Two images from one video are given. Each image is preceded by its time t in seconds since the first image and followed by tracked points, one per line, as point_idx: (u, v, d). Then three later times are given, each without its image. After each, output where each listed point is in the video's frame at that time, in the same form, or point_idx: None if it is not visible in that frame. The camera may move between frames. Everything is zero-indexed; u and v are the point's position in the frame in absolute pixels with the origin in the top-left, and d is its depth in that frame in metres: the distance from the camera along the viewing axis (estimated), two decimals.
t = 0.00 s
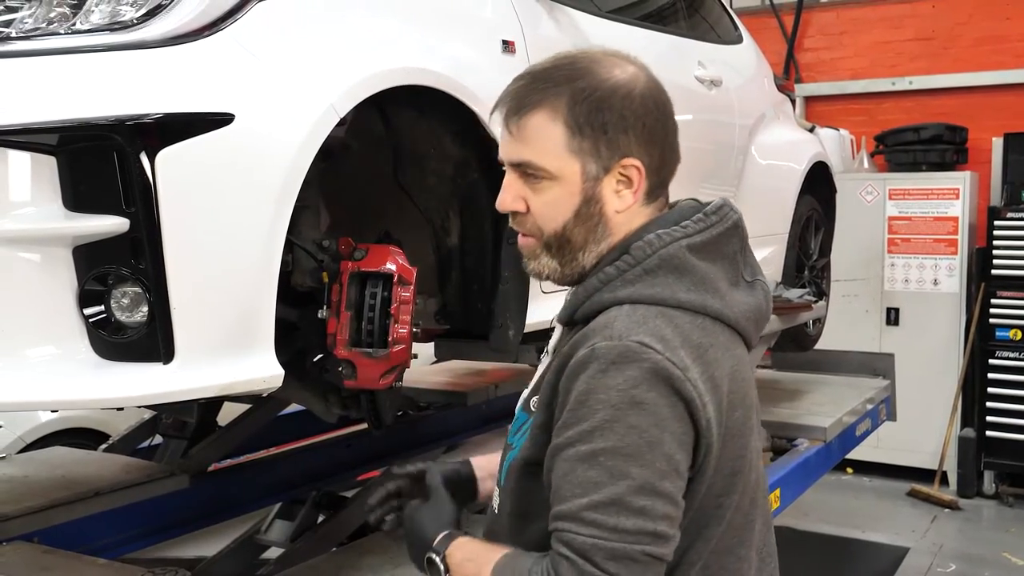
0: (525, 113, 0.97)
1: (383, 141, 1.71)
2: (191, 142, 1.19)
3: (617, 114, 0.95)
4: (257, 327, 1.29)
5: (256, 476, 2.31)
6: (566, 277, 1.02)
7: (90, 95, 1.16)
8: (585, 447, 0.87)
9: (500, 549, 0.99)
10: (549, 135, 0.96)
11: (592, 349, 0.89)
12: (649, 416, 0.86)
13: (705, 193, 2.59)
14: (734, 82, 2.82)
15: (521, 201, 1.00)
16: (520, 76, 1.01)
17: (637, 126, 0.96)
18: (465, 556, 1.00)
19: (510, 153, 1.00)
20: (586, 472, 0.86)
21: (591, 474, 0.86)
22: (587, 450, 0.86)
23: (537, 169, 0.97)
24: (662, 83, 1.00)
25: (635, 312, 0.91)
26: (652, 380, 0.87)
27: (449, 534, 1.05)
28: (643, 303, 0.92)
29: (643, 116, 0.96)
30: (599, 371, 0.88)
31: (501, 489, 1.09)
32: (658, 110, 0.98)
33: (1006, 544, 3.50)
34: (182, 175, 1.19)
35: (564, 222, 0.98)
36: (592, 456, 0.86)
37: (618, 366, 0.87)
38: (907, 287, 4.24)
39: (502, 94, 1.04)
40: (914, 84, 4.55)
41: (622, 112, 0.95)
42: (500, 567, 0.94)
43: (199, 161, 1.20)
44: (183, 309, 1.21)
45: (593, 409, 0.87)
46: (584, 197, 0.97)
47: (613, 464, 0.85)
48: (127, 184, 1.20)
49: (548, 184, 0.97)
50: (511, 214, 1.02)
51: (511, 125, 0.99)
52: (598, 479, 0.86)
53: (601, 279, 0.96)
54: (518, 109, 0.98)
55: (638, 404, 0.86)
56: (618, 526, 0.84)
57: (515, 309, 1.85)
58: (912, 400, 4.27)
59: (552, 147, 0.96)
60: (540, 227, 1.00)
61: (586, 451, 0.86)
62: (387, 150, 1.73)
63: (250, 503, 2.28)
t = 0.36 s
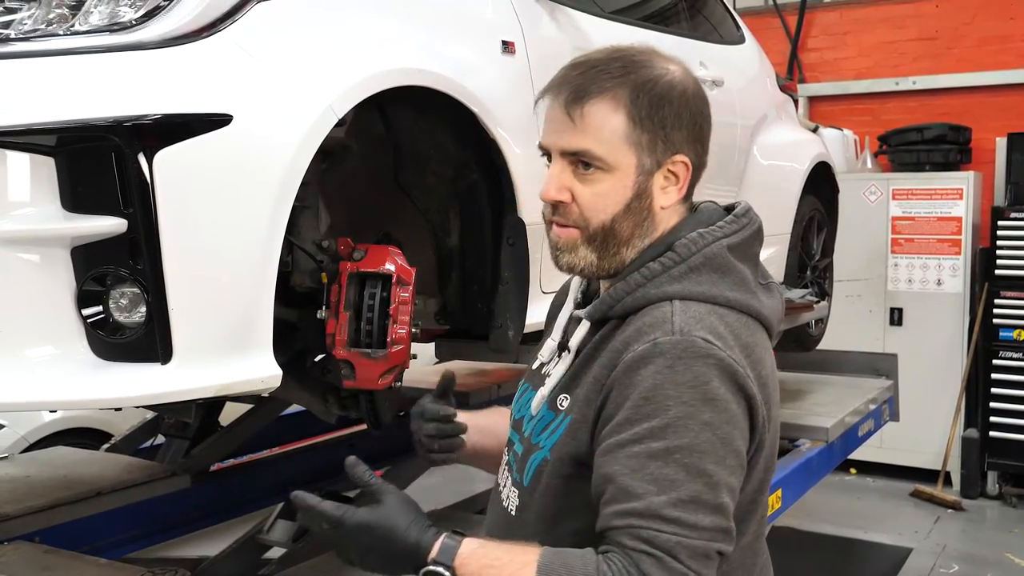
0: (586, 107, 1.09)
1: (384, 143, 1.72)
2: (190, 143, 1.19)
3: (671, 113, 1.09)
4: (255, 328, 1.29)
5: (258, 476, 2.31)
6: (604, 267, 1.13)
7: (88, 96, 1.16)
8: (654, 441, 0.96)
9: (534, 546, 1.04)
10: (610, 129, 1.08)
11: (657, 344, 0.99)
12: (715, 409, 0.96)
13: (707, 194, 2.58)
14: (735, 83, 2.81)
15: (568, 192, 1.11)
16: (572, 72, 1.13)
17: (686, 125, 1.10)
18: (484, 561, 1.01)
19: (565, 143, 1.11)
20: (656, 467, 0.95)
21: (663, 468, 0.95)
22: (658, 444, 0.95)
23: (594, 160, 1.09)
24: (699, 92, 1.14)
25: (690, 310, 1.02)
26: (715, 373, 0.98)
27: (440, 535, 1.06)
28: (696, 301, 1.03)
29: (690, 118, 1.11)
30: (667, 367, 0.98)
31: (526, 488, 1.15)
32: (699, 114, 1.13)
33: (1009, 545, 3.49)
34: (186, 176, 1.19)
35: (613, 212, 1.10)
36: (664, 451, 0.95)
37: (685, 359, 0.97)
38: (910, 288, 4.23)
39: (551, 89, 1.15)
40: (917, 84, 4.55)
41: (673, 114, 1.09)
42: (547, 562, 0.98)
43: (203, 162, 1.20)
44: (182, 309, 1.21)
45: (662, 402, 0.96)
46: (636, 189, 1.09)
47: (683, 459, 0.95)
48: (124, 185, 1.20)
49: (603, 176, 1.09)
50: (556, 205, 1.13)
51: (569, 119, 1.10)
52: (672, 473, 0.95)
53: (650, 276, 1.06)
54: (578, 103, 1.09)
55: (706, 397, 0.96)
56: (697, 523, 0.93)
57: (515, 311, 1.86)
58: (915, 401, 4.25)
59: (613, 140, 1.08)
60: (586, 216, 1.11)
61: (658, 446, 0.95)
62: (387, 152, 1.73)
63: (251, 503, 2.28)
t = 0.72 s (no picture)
0: (625, 96, 1.09)
1: (385, 144, 1.72)
2: (189, 143, 1.19)
3: (696, 108, 1.13)
4: (255, 327, 1.29)
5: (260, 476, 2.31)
6: (639, 263, 1.12)
7: (88, 96, 1.17)
8: (686, 444, 0.95)
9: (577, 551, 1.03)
10: (650, 117, 1.09)
11: (682, 346, 0.98)
12: (743, 408, 0.97)
13: (708, 194, 2.58)
14: (737, 83, 2.81)
15: (609, 185, 1.10)
16: (595, 68, 1.14)
17: (705, 121, 1.15)
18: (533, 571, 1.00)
19: (604, 134, 1.10)
20: (692, 470, 0.95)
21: (698, 471, 0.95)
22: (691, 447, 0.95)
23: (634, 151, 1.09)
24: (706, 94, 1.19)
25: (710, 309, 1.02)
26: (739, 373, 0.98)
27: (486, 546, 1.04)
28: (714, 301, 1.03)
29: (706, 113, 1.15)
30: (694, 369, 0.97)
31: (544, 492, 1.13)
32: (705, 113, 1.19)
33: (1012, 547, 3.48)
34: (187, 176, 1.20)
35: (653, 203, 1.11)
36: (698, 454, 0.95)
37: (712, 360, 0.97)
38: (913, 289, 4.22)
39: (576, 84, 1.15)
40: (921, 85, 4.54)
41: (698, 107, 1.13)
42: (593, 565, 0.98)
43: (206, 163, 1.21)
44: (183, 309, 1.22)
45: (691, 405, 0.96)
46: (671, 179, 1.11)
47: (717, 460, 0.95)
48: (123, 184, 1.21)
49: (643, 166, 1.10)
50: (594, 199, 1.11)
51: (605, 110, 1.10)
52: (709, 475, 0.94)
53: (667, 276, 1.06)
54: (612, 92, 1.10)
55: (735, 397, 0.96)
56: (736, 522, 0.94)
57: (516, 311, 1.86)
58: (917, 402, 4.24)
59: (653, 129, 1.09)
60: (626, 210, 1.10)
61: (692, 450, 0.95)
62: (388, 153, 1.74)
63: (253, 503, 2.28)
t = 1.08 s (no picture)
0: (545, 102, 1.09)
1: (386, 145, 1.73)
2: (187, 144, 1.19)
3: (608, 113, 1.01)
4: (255, 328, 1.30)
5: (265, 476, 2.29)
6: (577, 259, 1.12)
7: (89, 97, 1.17)
8: (677, 453, 0.91)
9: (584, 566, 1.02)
10: (554, 124, 1.07)
11: (664, 355, 0.94)
12: (730, 415, 0.92)
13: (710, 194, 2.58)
14: (740, 83, 2.81)
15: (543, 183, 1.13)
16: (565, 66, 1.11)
17: (627, 126, 1.00)
18: None
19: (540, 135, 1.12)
20: (687, 476, 0.90)
21: (691, 479, 0.90)
22: (682, 455, 0.91)
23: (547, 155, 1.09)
24: (684, 89, 1.01)
25: (693, 316, 0.96)
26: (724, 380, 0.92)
27: None
28: (700, 307, 0.98)
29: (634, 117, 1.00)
30: (676, 377, 0.93)
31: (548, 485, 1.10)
32: (656, 112, 0.99)
33: (1016, 548, 3.47)
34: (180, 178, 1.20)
35: (562, 209, 1.09)
36: (690, 462, 0.90)
37: (694, 368, 0.92)
38: (917, 289, 4.21)
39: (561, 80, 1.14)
40: (924, 85, 4.53)
41: (620, 113, 1.00)
42: None
43: (198, 164, 1.20)
44: (182, 310, 1.22)
45: (678, 414, 0.91)
46: (575, 186, 1.06)
47: (710, 466, 0.90)
48: (124, 184, 1.21)
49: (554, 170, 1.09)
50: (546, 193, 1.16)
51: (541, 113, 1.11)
52: (703, 481, 0.90)
53: (655, 283, 1.00)
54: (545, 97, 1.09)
55: (720, 403, 0.91)
56: (736, 522, 0.89)
57: (517, 312, 1.86)
58: (922, 403, 4.23)
59: (556, 136, 1.06)
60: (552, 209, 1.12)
61: (682, 458, 0.91)
62: (389, 155, 1.74)
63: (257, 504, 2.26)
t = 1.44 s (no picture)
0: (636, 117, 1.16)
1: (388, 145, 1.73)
2: (188, 145, 1.20)
3: (638, 129, 1.06)
4: (254, 329, 1.30)
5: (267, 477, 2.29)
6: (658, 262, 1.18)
7: (90, 98, 1.17)
8: (675, 425, 0.92)
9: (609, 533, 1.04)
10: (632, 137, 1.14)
11: (673, 339, 0.95)
12: (730, 398, 0.91)
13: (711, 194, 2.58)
14: (740, 83, 2.81)
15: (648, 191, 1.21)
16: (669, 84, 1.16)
17: (648, 141, 1.04)
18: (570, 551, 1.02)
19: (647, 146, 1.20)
20: (680, 446, 0.91)
21: (683, 450, 0.91)
22: (677, 427, 0.91)
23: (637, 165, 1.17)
24: (708, 109, 1.01)
25: (708, 308, 0.97)
26: (729, 363, 0.93)
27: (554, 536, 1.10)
28: (717, 298, 0.98)
29: (655, 134, 1.03)
30: (680, 357, 0.93)
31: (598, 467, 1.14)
32: (672, 129, 1.02)
33: (1019, 550, 3.46)
34: (182, 177, 1.20)
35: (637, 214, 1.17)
36: (685, 433, 0.91)
37: (696, 350, 0.93)
38: (921, 289, 4.20)
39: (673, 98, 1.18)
40: (928, 85, 4.53)
41: (646, 131, 1.04)
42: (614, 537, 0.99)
43: (200, 163, 1.21)
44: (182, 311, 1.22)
45: (678, 391, 0.92)
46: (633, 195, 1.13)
47: (703, 439, 0.90)
48: (125, 186, 1.21)
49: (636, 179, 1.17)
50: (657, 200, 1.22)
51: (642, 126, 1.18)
52: (692, 451, 0.90)
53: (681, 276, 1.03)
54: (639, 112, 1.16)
55: (719, 384, 0.92)
56: (720, 491, 0.88)
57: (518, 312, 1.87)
58: (925, 404, 4.22)
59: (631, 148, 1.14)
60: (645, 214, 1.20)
61: (677, 429, 0.91)
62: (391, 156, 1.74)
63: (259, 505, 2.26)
